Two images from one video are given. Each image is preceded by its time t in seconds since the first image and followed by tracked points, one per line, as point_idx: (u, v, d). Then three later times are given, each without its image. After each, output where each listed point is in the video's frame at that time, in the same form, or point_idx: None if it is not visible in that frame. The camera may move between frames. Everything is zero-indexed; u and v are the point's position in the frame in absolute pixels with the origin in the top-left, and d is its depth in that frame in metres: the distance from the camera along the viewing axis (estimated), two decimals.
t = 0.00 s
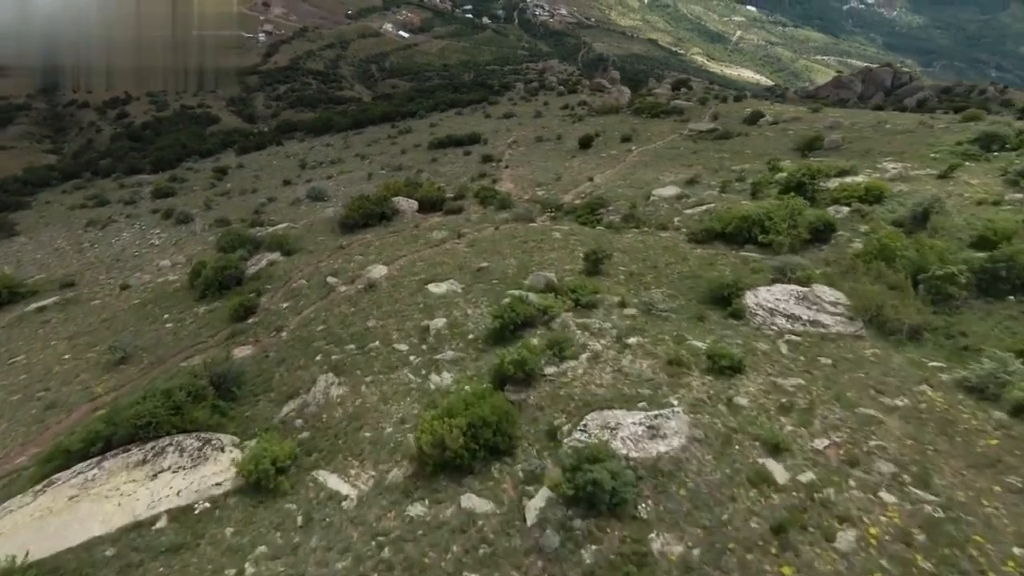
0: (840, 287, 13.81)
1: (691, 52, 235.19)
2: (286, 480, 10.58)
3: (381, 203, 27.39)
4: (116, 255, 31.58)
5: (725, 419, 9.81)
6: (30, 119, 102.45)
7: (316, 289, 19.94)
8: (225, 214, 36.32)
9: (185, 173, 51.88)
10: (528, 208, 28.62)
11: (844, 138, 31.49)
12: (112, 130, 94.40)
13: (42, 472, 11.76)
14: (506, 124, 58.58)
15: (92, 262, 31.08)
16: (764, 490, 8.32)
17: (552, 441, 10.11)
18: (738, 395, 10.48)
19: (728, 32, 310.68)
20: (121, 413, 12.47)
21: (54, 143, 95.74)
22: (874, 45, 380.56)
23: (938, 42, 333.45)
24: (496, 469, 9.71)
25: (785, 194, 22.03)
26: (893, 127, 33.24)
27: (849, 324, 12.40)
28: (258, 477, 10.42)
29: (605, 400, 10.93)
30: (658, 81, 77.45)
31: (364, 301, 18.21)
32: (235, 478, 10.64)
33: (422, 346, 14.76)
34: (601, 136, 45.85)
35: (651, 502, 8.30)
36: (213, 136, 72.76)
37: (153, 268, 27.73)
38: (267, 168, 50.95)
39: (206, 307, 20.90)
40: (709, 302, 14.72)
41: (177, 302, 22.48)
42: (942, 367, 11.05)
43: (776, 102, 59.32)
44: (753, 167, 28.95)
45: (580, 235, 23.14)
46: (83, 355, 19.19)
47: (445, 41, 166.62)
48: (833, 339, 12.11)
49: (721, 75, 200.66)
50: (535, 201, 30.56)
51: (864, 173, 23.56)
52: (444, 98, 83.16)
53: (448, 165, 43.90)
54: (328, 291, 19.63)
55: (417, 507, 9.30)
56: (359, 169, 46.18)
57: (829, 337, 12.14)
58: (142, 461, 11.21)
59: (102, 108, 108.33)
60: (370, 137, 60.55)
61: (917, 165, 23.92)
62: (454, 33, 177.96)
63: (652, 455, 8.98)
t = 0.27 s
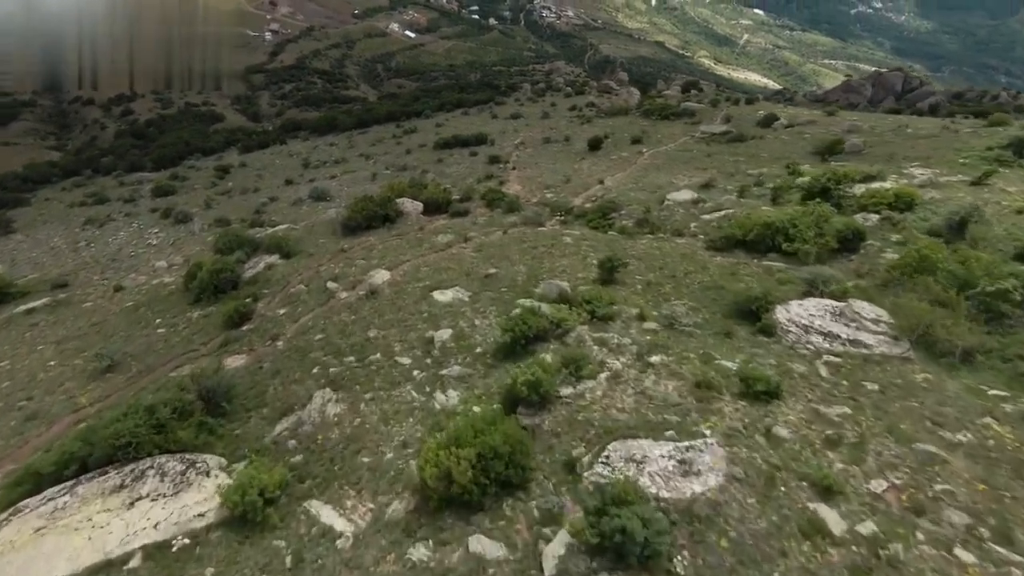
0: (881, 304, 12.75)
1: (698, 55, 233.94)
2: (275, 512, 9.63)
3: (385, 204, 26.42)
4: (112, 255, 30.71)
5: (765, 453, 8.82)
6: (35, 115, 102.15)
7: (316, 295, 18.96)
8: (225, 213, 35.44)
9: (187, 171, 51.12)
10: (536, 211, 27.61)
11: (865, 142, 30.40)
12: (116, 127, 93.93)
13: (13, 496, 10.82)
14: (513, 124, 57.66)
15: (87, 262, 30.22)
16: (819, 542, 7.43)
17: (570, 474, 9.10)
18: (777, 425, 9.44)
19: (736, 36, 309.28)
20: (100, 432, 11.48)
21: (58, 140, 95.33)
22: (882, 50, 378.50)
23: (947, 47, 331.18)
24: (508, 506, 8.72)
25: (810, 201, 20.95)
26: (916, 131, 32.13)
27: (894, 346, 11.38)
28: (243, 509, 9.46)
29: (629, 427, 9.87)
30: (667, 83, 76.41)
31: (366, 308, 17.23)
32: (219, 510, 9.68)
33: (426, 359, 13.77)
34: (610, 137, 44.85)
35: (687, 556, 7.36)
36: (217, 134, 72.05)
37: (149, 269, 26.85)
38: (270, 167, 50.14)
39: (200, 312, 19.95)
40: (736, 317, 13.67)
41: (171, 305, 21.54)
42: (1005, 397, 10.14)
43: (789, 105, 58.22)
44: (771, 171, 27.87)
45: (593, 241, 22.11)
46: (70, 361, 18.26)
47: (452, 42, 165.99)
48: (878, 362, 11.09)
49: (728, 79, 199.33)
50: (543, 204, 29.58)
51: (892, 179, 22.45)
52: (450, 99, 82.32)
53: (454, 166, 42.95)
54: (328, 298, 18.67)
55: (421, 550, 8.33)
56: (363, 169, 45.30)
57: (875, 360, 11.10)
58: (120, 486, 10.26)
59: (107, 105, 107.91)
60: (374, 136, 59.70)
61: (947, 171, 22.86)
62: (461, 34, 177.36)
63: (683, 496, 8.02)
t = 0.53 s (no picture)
0: (937, 328, 11.56)
1: (707, 59, 232.30)
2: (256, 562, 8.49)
3: (390, 206, 25.28)
4: (107, 254, 29.71)
5: (828, 509, 7.81)
6: (40, 110, 101.77)
7: (314, 303, 17.81)
8: (224, 213, 34.39)
9: (189, 168, 50.22)
10: (548, 215, 26.39)
11: (893, 148, 29.06)
12: (122, 123, 93.36)
13: None
14: (522, 125, 56.51)
15: (81, 261, 29.24)
16: None
17: (598, 526, 7.97)
18: (837, 474, 8.33)
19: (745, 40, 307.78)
20: (67, 458, 10.38)
21: (63, 135, 94.89)
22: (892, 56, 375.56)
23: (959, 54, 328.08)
24: (526, 563, 7.57)
25: (842, 210, 19.67)
26: (945, 137, 30.76)
27: (957, 380, 10.29)
28: (220, 559, 8.35)
29: (662, 469, 8.65)
30: (678, 85, 75.09)
31: (367, 319, 16.06)
32: (191, 558, 8.55)
33: (432, 379, 12.60)
34: (622, 140, 43.61)
35: None
36: (221, 132, 71.23)
37: (143, 271, 25.81)
38: (274, 166, 49.18)
39: (192, 318, 18.85)
40: (772, 338, 12.43)
41: (163, 310, 20.47)
42: None
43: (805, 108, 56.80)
44: (795, 177, 26.57)
45: (609, 249, 20.89)
46: (51, 370, 17.17)
47: (460, 42, 165.16)
48: (942, 398, 9.97)
49: (738, 83, 197.49)
50: (555, 208, 28.39)
51: (928, 187, 21.13)
52: (458, 99, 81.29)
53: (461, 167, 41.78)
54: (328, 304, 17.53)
55: None
56: (368, 169, 44.22)
57: (939, 397, 9.97)
58: (85, 525, 9.27)
59: (113, 101, 107.54)
60: (380, 136, 58.67)
61: (986, 180, 21.52)
62: (469, 35, 176.52)
63: (734, 564, 7.04)
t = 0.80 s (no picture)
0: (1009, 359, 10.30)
1: (718, 63, 230.47)
2: None
3: (395, 209, 24.17)
4: (103, 254, 28.77)
5: None
6: (49, 105, 101.59)
7: (313, 312, 16.67)
8: (226, 212, 33.45)
9: (193, 166, 49.37)
10: (561, 220, 25.18)
11: (924, 154, 27.66)
12: (129, 119, 92.97)
13: None
14: (533, 126, 55.35)
15: (76, 261, 28.27)
16: None
17: None
18: (916, 538, 7.16)
19: (756, 44, 305.59)
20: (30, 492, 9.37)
21: (71, 130, 94.57)
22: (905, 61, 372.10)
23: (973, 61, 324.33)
24: None
25: (880, 221, 18.35)
26: (979, 143, 29.34)
27: None
28: None
29: (706, 526, 7.47)
30: (691, 88, 73.71)
31: (369, 332, 14.90)
32: None
33: (438, 403, 11.42)
34: (636, 142, 42.35)
35: None
36: (227, 129, 70.44)
37: (139, 272, 24.80)
38: (279, 165, 48.26)
39: (183, 326, 17.78)
40: (816, 365, 11.18)
41: (155, 315, 19.42)
42: None
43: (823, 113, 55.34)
44: (822, 185, 25.24)
45: (627, 259, 19.66)
46: (33, 379, 16.12)
47: (469, 43, 164.33)
48: None
49: (749, 87, 195.67)
50: (568, 213, 27.18)
51: (971, 197, 19.77)
52: (467, 99, 80.26)
53: (470, 168, 40.68)
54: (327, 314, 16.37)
55: None
56: (375, 169, 43.19)
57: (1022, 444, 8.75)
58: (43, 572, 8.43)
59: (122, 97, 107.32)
60: (388, 135, 57.68)
61: None
62: (478, 35, 175.67)
63: None
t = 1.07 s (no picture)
0: None
1: (728, 66, 228.57)
2: None
3: (400, 211, 23.19)
4: (100, 254, 27.97)
5: None
6: (58, 102, 101.61)
7: (312, 322, 15.66)
8: (228, 212, 32.63)
9: (197, 164, 48.68)
10: (573, 225, 24.12)
11: (955, 161, 26.36)
12: (137, 116, 92.72)
13: None
14: (542, 128, 54.33)
15: (72, 260, 27.50)
16: None
17: None
18: None
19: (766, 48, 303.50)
20: None
21: (79, 127, 94.43)
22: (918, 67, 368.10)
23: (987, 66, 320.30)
24: None
25: (919, 233, 17.15)
26: (1011, 150, 28.01)
27: None
28: None
29: None
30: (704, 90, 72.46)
31: (370, 344, 13.89)
32: None
33: (444, 429, 10.38)
34: (649, 145, 41.24)
35: None
36: (233, 127, 69.86)
37: (135, 274, 23.98)
38: (284, 164, 47.48)
39: (175, 333, 16.85)
40: (866, 394, 10.05)
41: (147, 320, 18.52)
42: None
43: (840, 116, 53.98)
44: (849, 192, 24.03)
45: (644, 269, 18.59)
46: (14, 390, 15.25)
47: (478, 44, 163.59)
48: None
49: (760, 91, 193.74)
50: (580, 217, 26.12)
51: (1014, 207, 18.52)
52: (475, 100, 79.36)
53: (478, 169, 39.69)
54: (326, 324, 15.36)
55: None
56: (381, 169, 42.32)
57: None
58: None
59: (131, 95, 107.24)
60: (395, 135, 56.83)
61: None
62: (487, 36, 174.91)
63: None
